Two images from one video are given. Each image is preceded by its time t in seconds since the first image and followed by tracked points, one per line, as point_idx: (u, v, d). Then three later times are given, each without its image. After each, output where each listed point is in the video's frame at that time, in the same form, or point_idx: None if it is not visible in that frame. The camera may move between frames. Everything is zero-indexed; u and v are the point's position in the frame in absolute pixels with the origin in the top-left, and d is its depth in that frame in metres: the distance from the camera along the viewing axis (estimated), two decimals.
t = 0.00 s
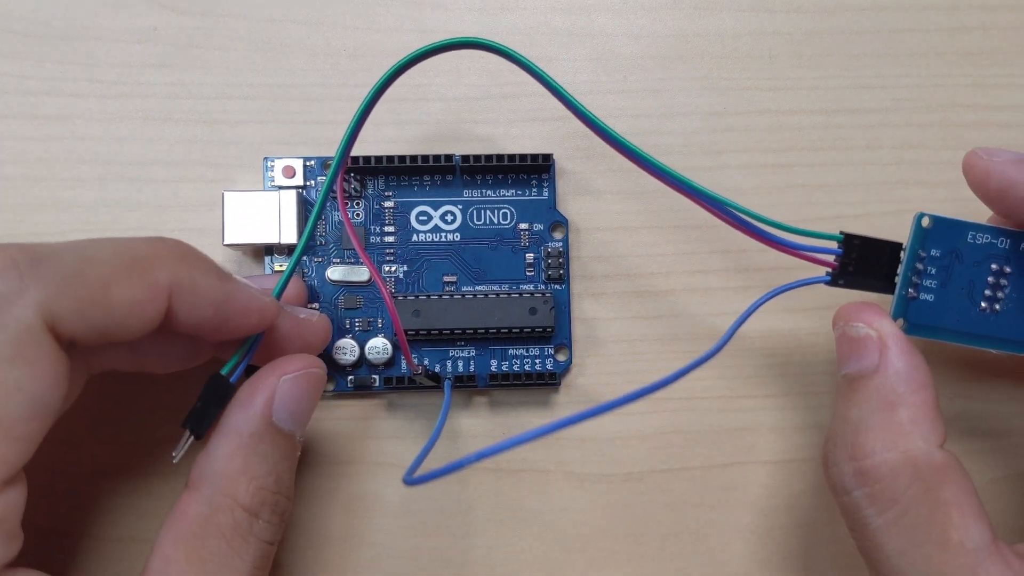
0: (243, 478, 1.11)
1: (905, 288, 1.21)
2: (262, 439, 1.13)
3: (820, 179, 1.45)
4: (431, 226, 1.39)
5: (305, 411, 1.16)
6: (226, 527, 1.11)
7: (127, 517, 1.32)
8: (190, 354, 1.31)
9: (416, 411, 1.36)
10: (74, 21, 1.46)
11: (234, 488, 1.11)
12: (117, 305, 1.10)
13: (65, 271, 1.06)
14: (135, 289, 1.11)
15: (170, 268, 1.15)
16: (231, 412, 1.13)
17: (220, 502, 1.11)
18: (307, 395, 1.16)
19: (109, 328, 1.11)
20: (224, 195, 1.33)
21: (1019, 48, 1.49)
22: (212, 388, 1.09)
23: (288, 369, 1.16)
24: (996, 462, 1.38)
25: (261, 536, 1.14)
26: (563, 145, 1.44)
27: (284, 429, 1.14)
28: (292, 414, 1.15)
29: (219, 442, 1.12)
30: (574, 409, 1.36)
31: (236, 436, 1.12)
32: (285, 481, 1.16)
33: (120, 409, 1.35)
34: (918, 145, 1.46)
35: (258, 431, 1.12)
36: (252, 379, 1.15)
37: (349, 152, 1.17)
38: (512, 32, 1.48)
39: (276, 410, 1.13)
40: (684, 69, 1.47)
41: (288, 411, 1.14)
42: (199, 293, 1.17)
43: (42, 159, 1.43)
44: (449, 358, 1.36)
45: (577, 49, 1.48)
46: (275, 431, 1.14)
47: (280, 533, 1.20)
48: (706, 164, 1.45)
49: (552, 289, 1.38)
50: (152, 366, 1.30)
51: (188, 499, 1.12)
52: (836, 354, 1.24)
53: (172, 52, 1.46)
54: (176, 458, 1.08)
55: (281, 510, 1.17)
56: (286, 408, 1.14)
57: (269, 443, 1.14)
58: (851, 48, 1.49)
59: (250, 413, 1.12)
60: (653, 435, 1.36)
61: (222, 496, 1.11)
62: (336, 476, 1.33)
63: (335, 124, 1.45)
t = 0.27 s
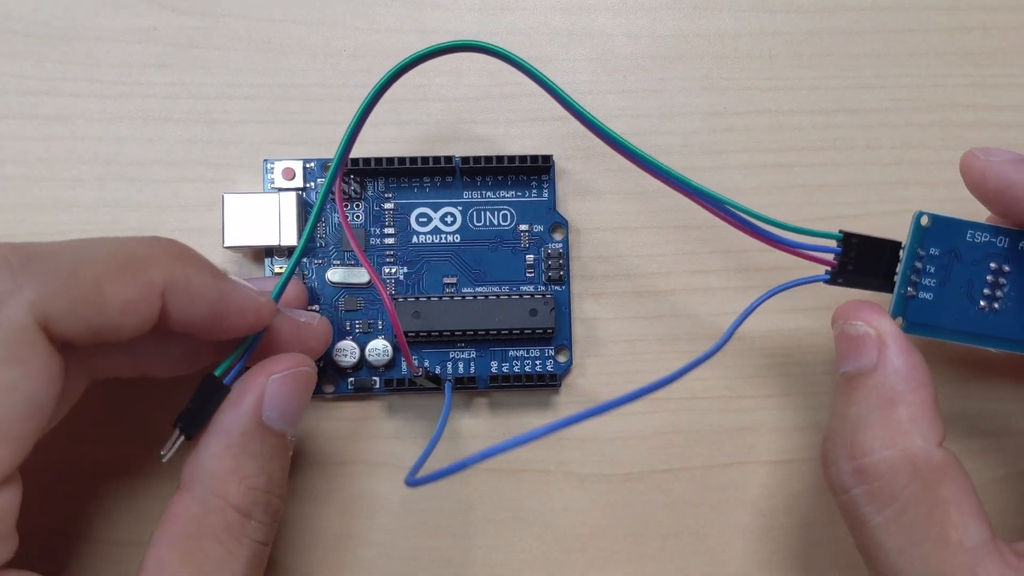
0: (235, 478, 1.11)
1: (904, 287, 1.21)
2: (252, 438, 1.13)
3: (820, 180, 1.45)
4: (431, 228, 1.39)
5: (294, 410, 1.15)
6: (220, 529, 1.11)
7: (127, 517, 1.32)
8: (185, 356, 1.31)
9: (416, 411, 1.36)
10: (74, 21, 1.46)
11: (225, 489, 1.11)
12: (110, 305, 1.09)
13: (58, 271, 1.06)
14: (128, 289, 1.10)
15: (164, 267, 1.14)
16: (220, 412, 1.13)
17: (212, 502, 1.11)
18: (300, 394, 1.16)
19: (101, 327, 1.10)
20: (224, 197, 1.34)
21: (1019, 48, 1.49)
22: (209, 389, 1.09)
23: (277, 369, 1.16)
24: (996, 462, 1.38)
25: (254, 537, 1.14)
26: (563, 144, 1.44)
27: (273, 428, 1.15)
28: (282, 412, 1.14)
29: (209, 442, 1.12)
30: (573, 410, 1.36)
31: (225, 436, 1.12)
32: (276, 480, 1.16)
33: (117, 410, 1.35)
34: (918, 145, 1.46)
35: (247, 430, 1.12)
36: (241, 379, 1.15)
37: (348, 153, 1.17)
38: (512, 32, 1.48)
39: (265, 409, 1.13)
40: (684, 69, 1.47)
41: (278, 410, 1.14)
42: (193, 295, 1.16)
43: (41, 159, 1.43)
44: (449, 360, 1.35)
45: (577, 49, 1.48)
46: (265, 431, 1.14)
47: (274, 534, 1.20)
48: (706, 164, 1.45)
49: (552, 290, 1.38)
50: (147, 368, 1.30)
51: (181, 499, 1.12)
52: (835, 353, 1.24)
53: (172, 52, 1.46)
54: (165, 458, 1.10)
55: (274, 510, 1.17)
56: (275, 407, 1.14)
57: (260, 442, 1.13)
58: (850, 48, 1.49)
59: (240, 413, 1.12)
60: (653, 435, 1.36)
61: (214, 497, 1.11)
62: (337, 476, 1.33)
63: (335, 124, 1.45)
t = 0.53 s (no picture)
0: (249, 498, 1.11)
1: (894, 289, 1.23)
2: (267, 458, 1.13)
3: (820, 179, 1.45)
4: (428, 240, 1.39)
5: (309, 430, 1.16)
6: (231, 547, 1.10)
7: (127, 518, 1.32)
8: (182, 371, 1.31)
9: (416, 412, 1.36)
10: (74, 21, 1.46)
11: (238, 509, 1.11)
12: (119, 321, 1.09)
13: (65, 287, 1.06)
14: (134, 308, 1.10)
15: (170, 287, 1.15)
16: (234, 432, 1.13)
17: (224, 521, 1.10)
18: (314, 414, 1.17)
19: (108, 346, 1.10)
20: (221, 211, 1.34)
21: (1020, 48, 1.49)
22: (224, 406, 1.09)
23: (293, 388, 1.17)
24: (997, 463, 1.37)
25: (264, 556, 1.14)
26: (562, 145, 1.44)
27: (287, 449, 1.15)
28: (298, 433, 1.15)
29: (223, 463, 1.12)
30: (573, 410, 1.36)
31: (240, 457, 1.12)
32: (289, 501, 1.16)
33: (117, 419, 1.35)
34: (918, 145, 1.46)
35: (262, 451, 1.13)
36: (255, 399, 1.15)
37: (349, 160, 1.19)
38: (512, 32, 1.48)
39: (281, 428, 1.14)
40: (684, 69, 1.47)
41: (293, 430, 1.15)
42: (201, 314, 1.17)
43: (42, 159, 1.43)
44: (447, 372, 1.35)
45: (577, 49, 1.48)
46: (280, 451, 1.14)
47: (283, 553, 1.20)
48: (706, 164, 1.45)
49: (550, 301, 1.37)
50: (141, 381, 1.30)
51: (192, 517, 1.11)
52: (832, 348, 1.26)
53: (172, 52, 1.46)
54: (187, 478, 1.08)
55: (285, 529, 1.17)
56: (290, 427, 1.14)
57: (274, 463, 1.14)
58: (851, 48, 1.49)
59: (255, 432, 1.12)
60: (653, 435, 1.36)
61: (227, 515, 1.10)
62: (337, 477, 1.33)
63: (335, 124, 1.45)
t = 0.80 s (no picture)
0: (282, 560, 1.17)
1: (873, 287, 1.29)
2: (308, 523, 1.20)
3: (820, 179, 1.45)
4: (428, 241, 1.39)
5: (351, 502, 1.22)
6: None
7: (128, 518, 1.32)
8: (153, 366, 1.30)
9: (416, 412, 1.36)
10: (74, 21, 1.46)
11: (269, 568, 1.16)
12: (80, 311, 1.10)
13: (20, 287, 1.07)
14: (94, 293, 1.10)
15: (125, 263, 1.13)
16: (282, 489, 1.19)
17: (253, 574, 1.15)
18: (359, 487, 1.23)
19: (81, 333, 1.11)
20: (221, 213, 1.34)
21: (1020, 48, 1.49)
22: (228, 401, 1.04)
23: (344, 457, 1.23)
24: (997, 463, 1.37)
25: None
26: (562, 145, 1.44)
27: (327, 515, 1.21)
28: (340, 502, 1.21)
29: (267, 518, 1.18)
30: (573, 410, 1.37)
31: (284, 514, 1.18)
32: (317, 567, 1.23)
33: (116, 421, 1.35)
34: (918, 145, 1.46)
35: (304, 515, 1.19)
36: (309, 460, 1.22)
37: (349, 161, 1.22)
38: (512, 32, 1.48)
39: (327, 497, 1.20)
40: (684, 69, 1.47)
41: (336, 500, 1.21)
42: (163, 286, 1.16)
43: (42, 159, 1.43)
44: (447, 373, 1.35)
45: (577, 49, 1.48)
46: (319, 517, 1.21)
47: None
48: (706, 164, 1.45)
49: (549, 302, 1.38)
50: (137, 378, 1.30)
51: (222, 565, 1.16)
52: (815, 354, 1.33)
53: (172, 52, 1.46)
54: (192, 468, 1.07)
55: None
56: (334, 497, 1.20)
57: (312, 528, 1.20)
58: (851, 48, 1.49)
59: (303, 493, 1.19)
60: (653, 435, 1.36)
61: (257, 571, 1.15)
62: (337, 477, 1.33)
63: (335, 124, 1.45)
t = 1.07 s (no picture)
0: None
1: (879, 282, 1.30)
2: None
3: (820, 179, 1.45)
4: (427, 241, 1.39)
5: None
6: None
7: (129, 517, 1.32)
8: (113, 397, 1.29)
9: (416, 412, 1.36)
10: (74, 21, 1.46)
11: None
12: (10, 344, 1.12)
13: None
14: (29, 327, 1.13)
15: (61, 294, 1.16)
16: None
17: None
18: None
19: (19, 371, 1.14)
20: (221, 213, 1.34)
21: (1020, 48, 1.49)
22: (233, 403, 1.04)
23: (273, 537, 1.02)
24: (998, 463, 1.37)
25: None
26: (562, 145, 1.44)
27: None
28: None
29: None
30: (573, 410, 1.37)
31: None
32: None
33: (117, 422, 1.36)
34: (918, 145, 1.46)
35: None
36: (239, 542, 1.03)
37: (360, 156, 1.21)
38: (512, 32, 1.48)
39: None
40: (684, 68, 1.47)
41: None
42: (99, 316, 1.18)
43: (42, 159, 1.43)
44: (447, 373, 1.35)
45: (577, 49, 1.48)
46: None
47: None
48: (706, 164, 1.45)
49: (549, 302, 1.38)
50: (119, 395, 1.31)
51: None
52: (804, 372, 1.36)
53: (172, 52, 1.46)
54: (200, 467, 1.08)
55: None
56: None
57: None
58: (851, 48, 1.49)
59: None
60: (654, 435, 1.36)
61: None
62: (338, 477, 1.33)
63: (335, 124, 1.45)
